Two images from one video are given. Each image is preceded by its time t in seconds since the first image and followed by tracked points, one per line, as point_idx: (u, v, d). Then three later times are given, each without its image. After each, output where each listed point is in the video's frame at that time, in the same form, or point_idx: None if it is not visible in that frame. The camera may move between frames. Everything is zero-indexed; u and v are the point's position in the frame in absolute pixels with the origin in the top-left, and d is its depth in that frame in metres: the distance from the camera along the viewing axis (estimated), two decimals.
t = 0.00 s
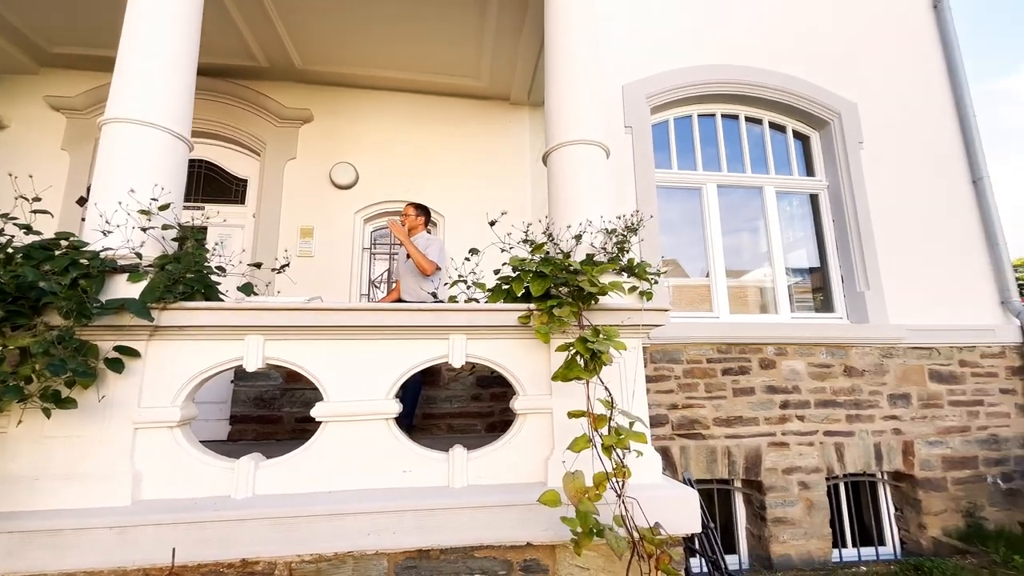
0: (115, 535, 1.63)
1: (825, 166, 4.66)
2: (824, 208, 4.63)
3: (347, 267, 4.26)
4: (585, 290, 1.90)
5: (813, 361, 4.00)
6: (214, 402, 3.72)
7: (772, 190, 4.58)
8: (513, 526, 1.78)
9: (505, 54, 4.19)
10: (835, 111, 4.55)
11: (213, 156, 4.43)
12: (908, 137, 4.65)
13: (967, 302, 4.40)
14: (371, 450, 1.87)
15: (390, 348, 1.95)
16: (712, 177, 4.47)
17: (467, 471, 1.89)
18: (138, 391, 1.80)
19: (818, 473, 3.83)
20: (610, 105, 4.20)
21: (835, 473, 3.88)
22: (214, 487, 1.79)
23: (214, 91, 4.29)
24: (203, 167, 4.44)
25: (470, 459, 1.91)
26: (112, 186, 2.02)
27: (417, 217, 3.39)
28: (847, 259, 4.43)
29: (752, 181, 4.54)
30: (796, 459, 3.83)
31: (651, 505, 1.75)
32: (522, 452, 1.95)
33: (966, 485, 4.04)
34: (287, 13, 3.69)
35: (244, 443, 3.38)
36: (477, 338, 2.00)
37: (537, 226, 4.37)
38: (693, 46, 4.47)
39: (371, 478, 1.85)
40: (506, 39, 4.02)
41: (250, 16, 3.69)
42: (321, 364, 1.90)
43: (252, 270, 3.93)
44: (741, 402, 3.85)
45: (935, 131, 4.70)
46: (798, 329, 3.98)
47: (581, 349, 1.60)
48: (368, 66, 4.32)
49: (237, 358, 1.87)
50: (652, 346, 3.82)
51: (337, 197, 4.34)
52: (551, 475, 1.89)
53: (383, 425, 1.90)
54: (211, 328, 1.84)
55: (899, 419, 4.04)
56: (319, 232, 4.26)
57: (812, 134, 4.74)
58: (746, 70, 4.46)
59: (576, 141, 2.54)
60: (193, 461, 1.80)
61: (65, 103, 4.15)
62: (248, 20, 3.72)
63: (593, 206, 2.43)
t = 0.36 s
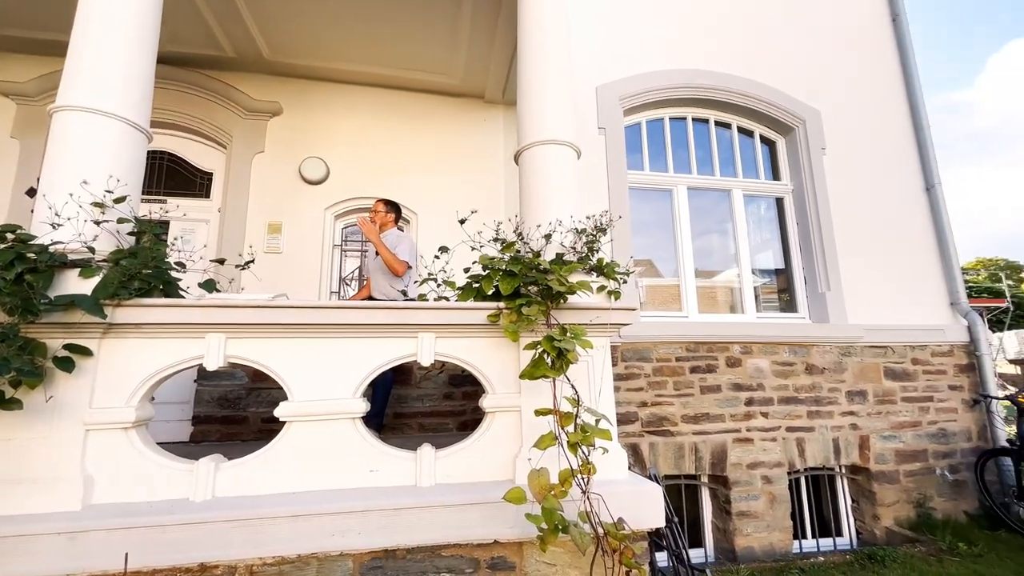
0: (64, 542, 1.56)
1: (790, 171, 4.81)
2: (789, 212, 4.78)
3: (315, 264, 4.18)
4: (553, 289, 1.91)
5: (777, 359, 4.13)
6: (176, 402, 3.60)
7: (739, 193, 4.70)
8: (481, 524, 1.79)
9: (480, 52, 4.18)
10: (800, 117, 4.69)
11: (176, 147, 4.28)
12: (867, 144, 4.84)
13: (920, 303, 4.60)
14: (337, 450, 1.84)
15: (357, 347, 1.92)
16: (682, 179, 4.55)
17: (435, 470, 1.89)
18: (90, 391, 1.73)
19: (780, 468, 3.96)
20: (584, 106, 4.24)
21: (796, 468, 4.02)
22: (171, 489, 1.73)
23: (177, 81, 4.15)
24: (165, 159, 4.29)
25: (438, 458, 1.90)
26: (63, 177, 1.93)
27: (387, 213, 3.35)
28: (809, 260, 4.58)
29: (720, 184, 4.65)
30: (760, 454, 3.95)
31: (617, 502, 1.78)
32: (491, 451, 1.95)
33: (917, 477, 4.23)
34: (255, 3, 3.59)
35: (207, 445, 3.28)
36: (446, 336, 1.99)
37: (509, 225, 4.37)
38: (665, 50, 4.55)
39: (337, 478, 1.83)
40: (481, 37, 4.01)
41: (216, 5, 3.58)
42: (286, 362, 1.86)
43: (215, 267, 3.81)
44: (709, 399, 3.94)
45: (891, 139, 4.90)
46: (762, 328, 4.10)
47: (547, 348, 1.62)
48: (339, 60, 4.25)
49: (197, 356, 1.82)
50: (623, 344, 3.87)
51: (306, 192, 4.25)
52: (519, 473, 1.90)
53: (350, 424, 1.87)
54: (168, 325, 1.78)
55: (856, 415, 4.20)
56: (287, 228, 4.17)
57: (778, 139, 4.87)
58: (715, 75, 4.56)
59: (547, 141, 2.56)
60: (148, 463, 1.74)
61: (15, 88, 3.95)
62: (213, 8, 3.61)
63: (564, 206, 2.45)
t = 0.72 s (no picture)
0: (6, 549, 1.49)
1: (756, 174, 4.94)
2: (755, 214, 4.91)
3: (282, 260, 4.09)
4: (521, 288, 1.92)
5: (742, 356, 4.25)
6: (133, 402, 3.48)
7: (708, 195, 4.81)
8: (446, 522, 1.78)
9: (453, 48, 4.15)
10: (766, 122, 4.82)
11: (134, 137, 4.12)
12: (828, 149, 5.02)
13: (877, 303, 4.80)
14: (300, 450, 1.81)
15: (321, 345, 1.89)
16: (653, 180, 4.62)
17: (401, 469, 1.87)
18: (35, 391, 1.65)
19: (744, 462, 4.08)
20: (557, 105, 4.26)
21: (758, 462, 4.15)
22: (124, 492, 1.67)
23: (136, 68, 3.99)
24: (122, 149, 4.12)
25: (404, 457, 1.89)
26: (6, 165, 1.83)
27: (352, 210, 3.29)
28: (773, 261, 4.72)
29: (689, 185, 4.74)
30: (724, 449, 4.06)
31: (581, 497, 1.81)
32: (457, 449, 1.95)
33: (871, 469, 4.42)
34: None
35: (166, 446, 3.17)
36: (413, 334, 1.98)
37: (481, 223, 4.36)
38: (636, 52, 4.61)
39: (300, 479, 1.79)
40: (454, 33, 3.98)
41: None
42: (247, 361, 1.82)
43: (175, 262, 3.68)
44: (676, 396, 4.02)
45: (851, 145, 5.10)
46: (728, 327, 4.21)
47: (513, 347, 1.64)
48: (308, 51, 4.16)
49: (152, 355, 1.75)
50: (594, 342, 3.92)
51: (272, 186, 4.15)
52: (485, 471, 1.90)
53: (314, 424, 1.84)
54: (121, 323, 1.71)
55: (815, 410, 4.36)
56: (253, 222, 4.06)
57: (745, 143, 5.00)
58: (684, 78, 4.65)
59: (518, 139, 2.56)
60: (99, 466, 1.67)
61: None
62: None
63: (533, 204, 2.46)
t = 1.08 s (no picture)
0: None
1: (725, 175, 5.06)
2: (723, 214, 5.02)
3: (247, 255, 3.98)
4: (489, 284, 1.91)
5: (709, 353, 4.35)
6: (86, 402, 3.33)
7: (678, 195, 4.89)
8: (412, 521, 1.77)
9: (425, 43, 4.10)
10: (734, 124, 4.93)
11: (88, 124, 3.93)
12: (793, 152, 5.17)
13: (837, 302, 4.98)
14: (261, 450, 1.77)
15: (283, 342, 1.84)
16: (624, 179, 4.67)
17: (365, 467, 1.85)
18: None
19: (710, 456, 4.18)
20: (530, 102, 4.26)
21: (724, 456, 4.26)
22: (71, 497, 1.60)
23: (90, 51, 3.80)
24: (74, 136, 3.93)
25: (368, 456, 1.87)
26: None
27: (321, 205, 3.19)
28: (740, 260, 4.84)
29: (660, 185, 4.82)
30: (692, 444, 4.15)
31: (547, 493, 1.83)
32: (423, 447, 1.93)
33: (830, 462, 4.59)
34: None
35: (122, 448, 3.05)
36: (379, 331, 1.95)
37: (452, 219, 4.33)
38: (608, 52, 4.65)
39: (260, 479, 1.75)
40: (426, 27, 3.92)
41: None
42: (205, 359, 1.76)
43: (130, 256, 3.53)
44: (646, 392, 4.09)
45: (814, 149, 5.27)
46: (697, 325, 4.30)
47: (479, 343, 1.64)
48: (275, 40, 4.04)
49: (102, 352, 1.67)
50: (565, 339, 3.94)
51: (236, 179, 4.03)
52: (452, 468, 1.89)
53: (275, 423, 1.80)
54: (68, 319, 1.63)
55: (778, 405, 4.49)
56: (216, 215, 3.94)
57: (714, 145, 5.11)
58: (656, 80, 4.72)
59: (488, 136, 2.55)
60: (43, 469, 1.59)
61: None
62: None
63: (503, 201, 2.45)
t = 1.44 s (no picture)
0: None
1: (697, 175, 5.14)
2: (695, 214, 5.11)
3: (211, 248, 3.85)
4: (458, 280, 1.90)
5: (679, 349, 4.42)
6: (37, 400, 3.17)
7: (651, 194, 4.95)
8: (378, 519, 1.74)
9: (398, 35, 4.04)
10: (706, 125, 5.01)
11: (40, 108, 3.74)
12: (762, 154, 5.29)
13: (801, 300, 5.13)
14: (222, 448, 1.72)
15: (246, 338, 1.79)
16: (598, 177, 4.70)
17: (331, 465, 1.81)
18: None
19: (679, 450, 4.26)
20: (505, 99, 4.24)
21: (692, 450, 4.35)
22: (16, 499, 1.52)
23: (43, 32, 3.62)
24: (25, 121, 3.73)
25: (334, 454, 1.83)
26: None
27: (293, 199, 3.04)
28: (710, 259, 4.93)
29: (633, 183, 4.86)
30: (662, 439, 4.22)
31: (515, 489, 1.83)
32: (392, 444, 1.91)
33: (793, 455, 4.73)
34: None
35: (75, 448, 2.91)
36: (346, 326, 1.92)
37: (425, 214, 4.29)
38: (582, 49, 4.67)
39: (220, 478, 1.70)
40: (400, 19, 3.85)
41: None
42: (162, 355, 1.69)
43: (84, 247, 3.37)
44: (618, 388, 4.13)
45: (782, 151, 5.41)
46: (667, 322, 4.37)
47: (448, 339, 1.63)
48: (242, 27, 3.92)
49: (50, 348, 1.59)
50: (538, 336, 3.95)
51: (200, 169, 3.89)
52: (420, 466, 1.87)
53: (237, 421, 1.75)
54: (13, 313, 1.55)
55: (745, 400, 4.61)
56: (177, 207, 3.80)
57: (687, 145, 5.19)
58: (630, 79, 4.76)
59: (461, 130, 2.53)
60: None
61: None
62: None
63: (475, 196, 2.44)
